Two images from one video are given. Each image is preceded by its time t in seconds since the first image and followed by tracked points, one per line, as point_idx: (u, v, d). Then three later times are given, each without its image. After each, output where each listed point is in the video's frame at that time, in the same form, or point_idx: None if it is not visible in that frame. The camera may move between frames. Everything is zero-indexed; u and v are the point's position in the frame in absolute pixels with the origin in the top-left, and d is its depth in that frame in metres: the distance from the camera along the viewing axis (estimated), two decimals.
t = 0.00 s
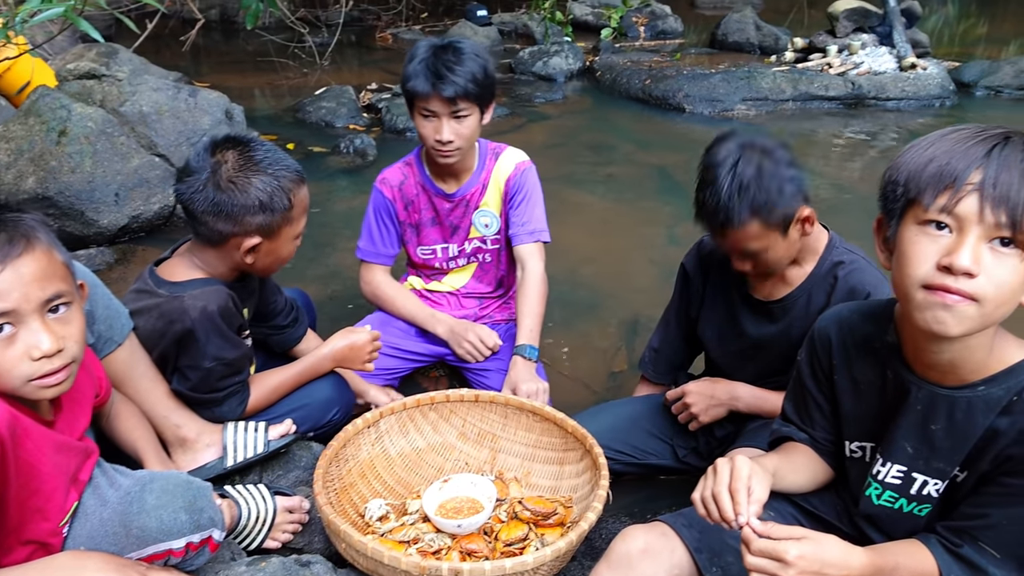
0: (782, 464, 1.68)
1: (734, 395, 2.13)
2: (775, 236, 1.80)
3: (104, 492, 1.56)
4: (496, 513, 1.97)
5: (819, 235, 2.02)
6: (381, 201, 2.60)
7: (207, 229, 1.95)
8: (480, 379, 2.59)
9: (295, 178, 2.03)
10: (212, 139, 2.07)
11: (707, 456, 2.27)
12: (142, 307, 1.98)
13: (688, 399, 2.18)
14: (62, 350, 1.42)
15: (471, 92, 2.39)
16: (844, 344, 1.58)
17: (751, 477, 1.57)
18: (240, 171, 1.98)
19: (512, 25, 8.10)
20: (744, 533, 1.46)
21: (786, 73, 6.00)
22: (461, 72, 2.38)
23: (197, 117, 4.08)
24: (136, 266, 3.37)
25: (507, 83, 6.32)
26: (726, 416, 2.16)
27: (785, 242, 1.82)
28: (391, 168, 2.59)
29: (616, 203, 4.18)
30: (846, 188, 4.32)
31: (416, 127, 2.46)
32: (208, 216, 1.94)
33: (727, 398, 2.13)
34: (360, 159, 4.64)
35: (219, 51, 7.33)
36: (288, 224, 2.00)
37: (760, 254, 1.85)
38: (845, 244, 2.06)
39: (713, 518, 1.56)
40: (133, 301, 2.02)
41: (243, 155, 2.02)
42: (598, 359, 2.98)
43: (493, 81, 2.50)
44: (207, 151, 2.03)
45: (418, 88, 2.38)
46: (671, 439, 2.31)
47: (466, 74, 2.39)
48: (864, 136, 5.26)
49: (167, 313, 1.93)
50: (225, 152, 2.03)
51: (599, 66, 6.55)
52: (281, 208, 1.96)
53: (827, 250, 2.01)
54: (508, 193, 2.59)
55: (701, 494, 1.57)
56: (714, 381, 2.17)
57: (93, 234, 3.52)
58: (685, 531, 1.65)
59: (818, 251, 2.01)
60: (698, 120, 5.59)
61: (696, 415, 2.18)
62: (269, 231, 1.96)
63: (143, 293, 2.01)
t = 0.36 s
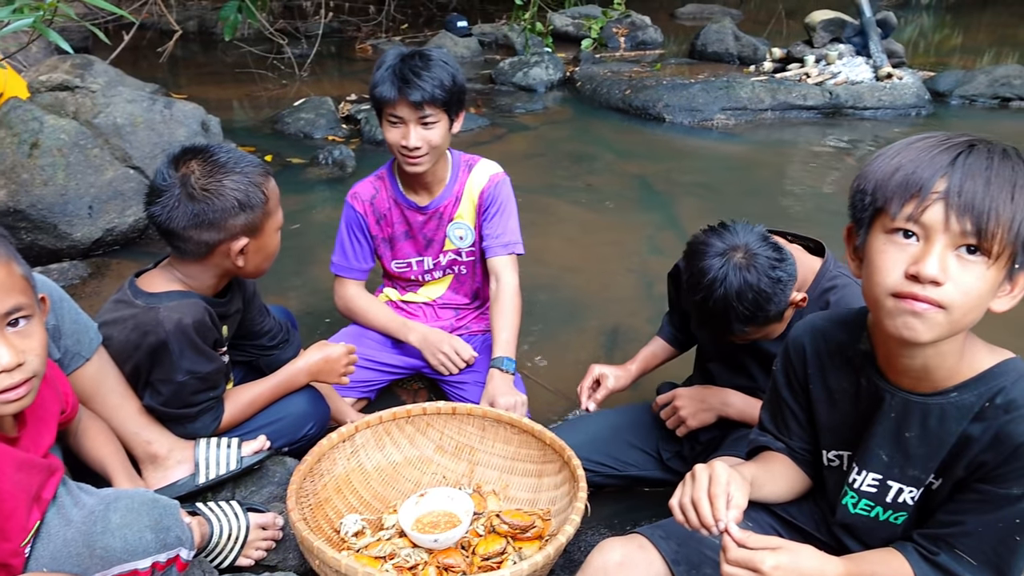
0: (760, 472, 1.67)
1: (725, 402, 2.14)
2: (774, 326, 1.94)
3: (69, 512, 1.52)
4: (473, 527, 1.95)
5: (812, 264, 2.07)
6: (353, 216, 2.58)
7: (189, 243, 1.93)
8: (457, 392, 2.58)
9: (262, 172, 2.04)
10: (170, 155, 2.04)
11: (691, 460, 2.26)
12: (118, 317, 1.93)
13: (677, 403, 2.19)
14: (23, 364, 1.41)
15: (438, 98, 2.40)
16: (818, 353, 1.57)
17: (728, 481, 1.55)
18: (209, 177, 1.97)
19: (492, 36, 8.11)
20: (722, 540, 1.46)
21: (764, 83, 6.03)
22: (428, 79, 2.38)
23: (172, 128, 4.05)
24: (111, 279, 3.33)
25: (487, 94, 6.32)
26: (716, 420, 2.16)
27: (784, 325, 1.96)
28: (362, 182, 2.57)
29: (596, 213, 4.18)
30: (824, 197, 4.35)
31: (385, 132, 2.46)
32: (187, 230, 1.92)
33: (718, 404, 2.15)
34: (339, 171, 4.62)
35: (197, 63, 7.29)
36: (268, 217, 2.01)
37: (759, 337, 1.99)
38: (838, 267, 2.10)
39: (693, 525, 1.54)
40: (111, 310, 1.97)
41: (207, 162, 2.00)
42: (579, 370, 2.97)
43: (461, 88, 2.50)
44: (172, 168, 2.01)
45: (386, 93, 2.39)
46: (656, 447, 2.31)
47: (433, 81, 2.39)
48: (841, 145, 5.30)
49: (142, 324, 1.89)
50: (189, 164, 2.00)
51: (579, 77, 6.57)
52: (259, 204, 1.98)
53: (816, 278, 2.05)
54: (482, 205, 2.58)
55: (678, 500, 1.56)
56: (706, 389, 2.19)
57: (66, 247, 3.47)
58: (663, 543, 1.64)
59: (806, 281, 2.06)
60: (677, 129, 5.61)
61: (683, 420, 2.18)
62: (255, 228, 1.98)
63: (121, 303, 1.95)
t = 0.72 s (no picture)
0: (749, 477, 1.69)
1: (713, 409, 2.20)
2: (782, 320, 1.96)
3: (53, 518, 1.53)
4: (460, 531, 1.95)
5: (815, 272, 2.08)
6: (339, 221, 2.58)
7: (184, 242, 1.93)
8: (442, 398, 2.57)
9: (245, 167, 2.07)
10: (154, 158, 2.04)
11: (679, 462, 2.26)
12: (109, 325, 1.93)
13: (666, 410, 2.24)
14: (6, 369, 1.41)
15: (423, 103, 2.41)
16: (800, 356, 1.59)
17: (713, 489, 1.56)
18: (196, 173, 1.98)
19: (478, 43, 8.14)
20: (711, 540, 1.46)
21: (749, 88, 6.07)
22: (413, 83, 2.40)
23: (157, 135, 4.04)
24: (95, 287, 3.32)
25: (473, 100, 6.34)
26: (703, 428, 2.21)
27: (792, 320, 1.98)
28: (349, 188, 2.57)
29: (582, 218, 4.20)
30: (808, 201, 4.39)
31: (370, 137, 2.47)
32: (181, 228, 1.93)
33: (706, 412, 2.21)
34: (325, 177, 4.62)
35: (182, 70, 7.28)
36: (258, 210, 2.04)
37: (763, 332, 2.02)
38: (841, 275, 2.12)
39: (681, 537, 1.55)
40: (104, 317, 1.96)
41: (192, 161, 2.01)
42: (566, 374, 2.98)
43: (447, 94, 2.51)
44: (160, 167, 2.01)
45: (371, 99, 2.40)
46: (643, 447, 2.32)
47: (418, 86, 2.40)
48: (825, 150, 5.34)
49: (137, 332, 1.89)
50: (174, 164, 2.01)
51: (564, 83, 6.60)
52: (248, 196, 2.00)
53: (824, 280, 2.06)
54: (469, 210, 2.59)
55: (667, 515, 1.57)
56: (693, 395, 2.25)
57: (50, 254, 3.45)
58: (649, 545, 1.65)
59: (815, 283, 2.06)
60: (662, 135, 5.65)
61: (673, 427, 2.22)
62: (247, 221, 2.00)
63: (113, 310, 1.94)
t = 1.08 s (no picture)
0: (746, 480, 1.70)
1: (705, 417, 2.19)
2: (768, 282, 1.88)
3: (50, 522, 1.53)
4: (455, 536, 1.96)
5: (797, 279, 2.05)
6: (338, 226, 2.59)
7: (182, 243, 1.94)
8: (438, 402, 2.59)
9: (242, 169, 2.07)
10: (150, 163, 2.06)
11: (675, 470, 2.28)
12: (114, 329, 1.93)
13: (660, 419, 2.24)
14: (8, 373, 1.42)
15: (419, 105, 2.42)
16: (795, 360, 1.60)
17: (712, 488, 1.57)
18: (190, 177, 1.99)
19: (474, 48, 8.16)
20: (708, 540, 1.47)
21: (744, 94, 6.09)
22: (409, 85, 2.41)
23: (154, 140, 4.05)
24: (92, 292, 3.32)
25: (470, 106, 6.36)
26: (697, 436, 2.21)
27: (778, 293, 1.93)
28: (349, 194, 2.59)
29: (578, 223, 4.21)
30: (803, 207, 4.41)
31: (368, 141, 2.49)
32: (178, 232, 1.94)
33: (699, 419, 2.19)
34: (322, 182, 4.63)
35: (179, 75, 7.28)
36: (255, 212, 2.04)
37: (743, 301, 1.91)
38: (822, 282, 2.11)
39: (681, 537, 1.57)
40: (106, 322, 1.97)
41: (187, 165, 2.02)
42: (562, 379, 2.99)
43: (443, 98, 2.53)
44: (155, 172, 2.02)
45: (368, 102, 2.42)
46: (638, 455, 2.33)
47: (415, 88, 2.42)
48: (820, 155, 5.37)
49: (142, 336, 1.90)
50: (169, 168, 2.02)
51: (560, 88, 6.62)
52: (244, 198, 2.01)
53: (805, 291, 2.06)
54: (468, 215, 2.61)
55: (667, 516, 1.59)
56: (686, 403, 2.24)
57: (47, 259, 3.46)
58: (644, 548, 1.66)
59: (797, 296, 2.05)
60: (658, 140, 5.67)
61: (667, 436, 2.23)
62: (244, 222, 2.00)
63: (116, 315, 1.96)
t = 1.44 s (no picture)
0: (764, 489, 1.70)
1: (714, 423, 2.18)
2: (742, 267, 1.89)
3: (66, 522, 1.55)
4: (465, 538, 1.96)
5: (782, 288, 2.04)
6: (350, 230, 2.63)
7: (185, 256, 1.98)
8: (449, 404, 2.60)
9: (250, 178, 2.08)
10: (159, 172, 2.08)
11: (684, 477, 2.29)
12: (126, 333, 1.97)
13: (668, 425, 2.25)
14: (24, 371, 1.44)
15: (425, 113, 2.43)
16: (808, 363, 1.61)
17: (724, 492, 1.58)
18: (193, 190, 2.01)
19: (485, 52, 8.18)
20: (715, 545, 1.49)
21: (755, 99, 6.09)
22: (413, 95, 2.41)
23: (168, 144, 4.08)
24: (106, 294, 3.35)
25: (480, 110, 6.38)
26: (705, 442, 2.22)
27: (751, 287, 1.93)
28: (360, 197, 2.62)
29: (588, 227, 4.22)
30: (813, 211, 4.40)
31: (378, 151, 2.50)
32: (181, 245, 1.98)
33: (707, 426, 2.19)
34: (333, 186, 4.66)
35: (193, 79, 7.34)
36: (260, 222, 2.05)
37: (719, 288, 1.90)
38: (810, 289, 2.09)
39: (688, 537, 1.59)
40: (115, 326, 2.00)
41: (191, 176, 2.04)
42: (571, 383, 2.99)
43: (447, 98, 2.54)
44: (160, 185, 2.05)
45: (375, 115, 2.42)
46: (647, 462, 2.34)
47: (418, 97, 2.42)
48: (831, 160, 5.36)
49: (155, 338, 1.93)
50: (174, 180, 2.04)
51: (571, 93, 6.63)
52: (247, 210, 2.02)
53: (795, 304, 2.05)
54: (479, 217, 2.62)
55: (678, 516, 1.60)
56: (694, 409, 2.24)
57: (62, 261, 3.49)
58: (653, 552, 1.66)
59: (787, 311, 2.04)
60: (669, 145, 5.67)
61: (675, 443, 2.24)
62: (247, 234, 2.01)
63: (126, 318, 1.99)
